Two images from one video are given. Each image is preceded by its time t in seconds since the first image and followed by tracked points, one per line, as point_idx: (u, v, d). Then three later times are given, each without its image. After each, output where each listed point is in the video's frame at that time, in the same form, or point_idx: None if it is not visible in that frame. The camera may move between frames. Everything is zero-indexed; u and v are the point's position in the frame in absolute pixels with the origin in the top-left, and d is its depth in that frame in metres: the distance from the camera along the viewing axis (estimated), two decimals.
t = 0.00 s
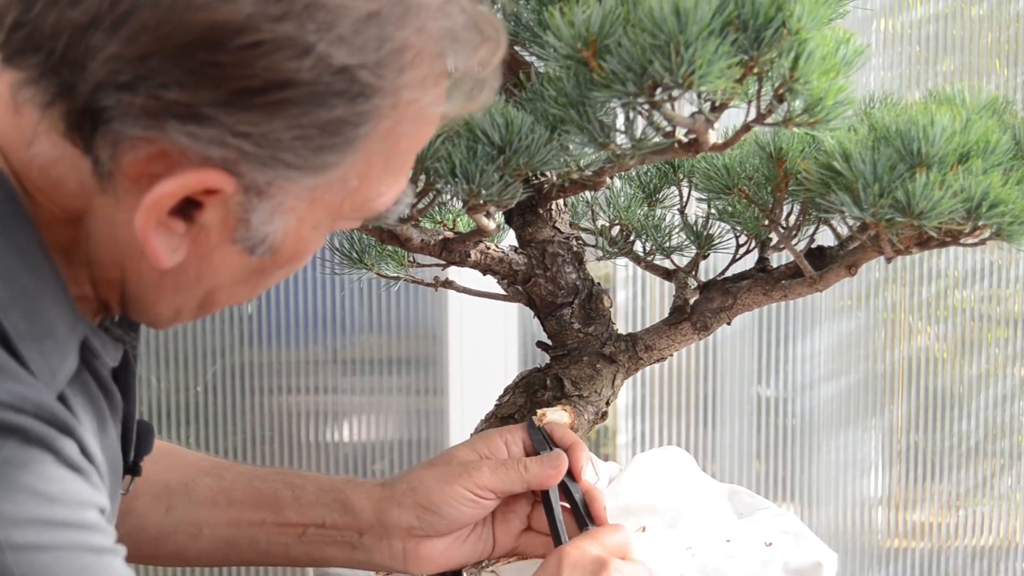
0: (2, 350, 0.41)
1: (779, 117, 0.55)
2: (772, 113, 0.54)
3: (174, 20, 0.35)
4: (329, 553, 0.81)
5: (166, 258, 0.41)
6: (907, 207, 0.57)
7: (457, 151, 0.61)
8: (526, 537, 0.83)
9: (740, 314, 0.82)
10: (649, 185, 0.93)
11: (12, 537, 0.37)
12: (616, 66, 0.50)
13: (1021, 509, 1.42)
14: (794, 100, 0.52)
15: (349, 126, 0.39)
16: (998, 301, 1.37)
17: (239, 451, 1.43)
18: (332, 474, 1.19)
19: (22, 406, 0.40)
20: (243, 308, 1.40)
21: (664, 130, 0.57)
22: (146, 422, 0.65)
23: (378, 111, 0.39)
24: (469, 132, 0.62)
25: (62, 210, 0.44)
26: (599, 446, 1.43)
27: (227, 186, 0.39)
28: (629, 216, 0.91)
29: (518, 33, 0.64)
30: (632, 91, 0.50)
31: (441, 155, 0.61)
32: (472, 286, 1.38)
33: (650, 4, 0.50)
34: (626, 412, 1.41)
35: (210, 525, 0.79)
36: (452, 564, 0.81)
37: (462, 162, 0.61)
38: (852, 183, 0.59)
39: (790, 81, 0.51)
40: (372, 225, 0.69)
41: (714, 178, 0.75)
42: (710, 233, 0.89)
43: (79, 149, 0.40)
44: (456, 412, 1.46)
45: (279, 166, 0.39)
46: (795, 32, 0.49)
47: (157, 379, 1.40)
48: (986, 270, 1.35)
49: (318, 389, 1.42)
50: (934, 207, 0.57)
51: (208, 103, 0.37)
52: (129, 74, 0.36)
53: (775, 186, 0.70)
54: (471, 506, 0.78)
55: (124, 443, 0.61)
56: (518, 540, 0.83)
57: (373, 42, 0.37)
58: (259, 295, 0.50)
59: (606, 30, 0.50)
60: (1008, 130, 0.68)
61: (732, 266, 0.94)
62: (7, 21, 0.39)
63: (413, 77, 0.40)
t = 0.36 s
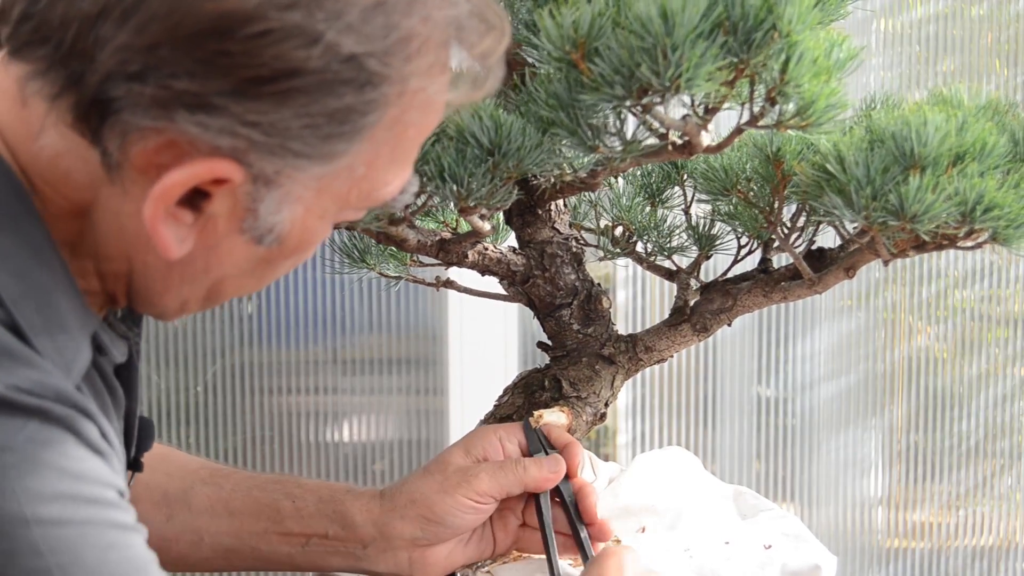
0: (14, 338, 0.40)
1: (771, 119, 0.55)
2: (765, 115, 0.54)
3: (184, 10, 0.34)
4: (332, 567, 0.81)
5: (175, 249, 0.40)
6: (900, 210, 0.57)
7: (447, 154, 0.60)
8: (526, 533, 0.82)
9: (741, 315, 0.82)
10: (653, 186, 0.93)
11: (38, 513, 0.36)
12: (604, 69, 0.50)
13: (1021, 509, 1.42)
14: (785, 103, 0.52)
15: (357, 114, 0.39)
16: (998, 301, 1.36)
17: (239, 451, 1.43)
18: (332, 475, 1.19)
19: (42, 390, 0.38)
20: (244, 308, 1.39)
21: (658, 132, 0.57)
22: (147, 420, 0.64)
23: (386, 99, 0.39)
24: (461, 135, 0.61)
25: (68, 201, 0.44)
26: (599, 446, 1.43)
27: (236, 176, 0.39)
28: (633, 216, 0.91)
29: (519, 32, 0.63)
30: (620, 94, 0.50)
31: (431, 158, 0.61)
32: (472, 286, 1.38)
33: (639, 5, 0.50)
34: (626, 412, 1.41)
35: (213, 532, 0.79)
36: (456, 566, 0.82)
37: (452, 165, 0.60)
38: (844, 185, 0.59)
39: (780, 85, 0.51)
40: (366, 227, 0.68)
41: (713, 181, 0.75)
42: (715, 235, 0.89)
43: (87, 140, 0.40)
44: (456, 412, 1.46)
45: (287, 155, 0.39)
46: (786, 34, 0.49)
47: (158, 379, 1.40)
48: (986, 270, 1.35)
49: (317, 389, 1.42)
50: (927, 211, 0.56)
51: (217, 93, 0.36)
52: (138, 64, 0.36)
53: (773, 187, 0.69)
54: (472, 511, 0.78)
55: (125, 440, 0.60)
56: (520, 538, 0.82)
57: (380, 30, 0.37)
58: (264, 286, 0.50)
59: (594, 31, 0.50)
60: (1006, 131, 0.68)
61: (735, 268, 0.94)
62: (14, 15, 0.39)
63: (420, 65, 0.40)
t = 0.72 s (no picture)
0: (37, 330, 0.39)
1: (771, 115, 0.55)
2: (763, 111, 0.54)
3: None
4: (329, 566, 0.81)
5: (176, 237, 0.40)
6: (898, 206, 0.57)
7: (447, 148, 0.60)
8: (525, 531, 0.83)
9: (740, 314, 0.82)
10: (652, 185, 0.92)
11: (73, 499, 0.36)
12: (605, 64, 0.50)
13: (1021, 509, 1.42)
14: (786, 98, 0.52)
15: (354, 92, 0.39)
16: (998, 301, 1.36)
17: (239, 451, 1.43)
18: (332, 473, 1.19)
19: (70, 381, 0.38)
20: (244, 308, 1.39)
21: (656, 128, 0.57)
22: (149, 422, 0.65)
23: (381, 77, 0.39)
24: (461, 130, 0.61)
25: (71, 198, 0.44)
26: (599, 446, 1.43)
27: (235, 160, 0.38)
28: (632, 215, 0.91)
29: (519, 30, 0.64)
30: (620, 88, 0.50)
31: (431, 153, 0.61)
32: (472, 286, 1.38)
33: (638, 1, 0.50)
34: (626, 411, 1.41)
35: (208, 532, 0.80)
36: (454, 564, 0.82)
37: (452, 159, 0.60)
38: (844, 182, 0.59)
39: (780, 79, 0.51)
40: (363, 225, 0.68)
41: (714, 179, 0.75)
42: (714, 235, 0.89)
43: (87, 132, 0.40)
44: (456, 412, 1.46)
45: (286, 137, 0.39)
46: (784, 29, 0.49)
47: (158, 378, 1.40)
48: (986, 270, 1.35)
49: (317, 389, 1.42)
50: (926, 206, 0.56)
51: (214, 76, 0.36)
52: (135, 50, 0.36)
53: (772, 185, 0.69)
54: (467, 506, 0.78)
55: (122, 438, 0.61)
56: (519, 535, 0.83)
57: (373, 8, 0.37)
58: (267, 274, 0.50)
59: (594, 27, 0.51)
60: (1005, 130, 0.67)
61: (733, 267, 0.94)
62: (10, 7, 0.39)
63: (414, 43, 0.40)
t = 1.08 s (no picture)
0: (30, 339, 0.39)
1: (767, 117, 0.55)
2: (759, 113, 0.54)
3: None
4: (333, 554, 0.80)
5: (178, 227, 0.40)
6: (893, 206, 0.57)
7: (440, 151, 0.60)
8: (535, 537, 0.83)
9: (740, 315, 0.82)
10: (655, 186, 0.93)
11: (56, 525, 0.36)
12: (597, 64, 0.50)
13: (1021, 509, 1.42)
14: (780, 99, 0.52)
15: (355, 79, 0.39)
16: (998, 301, 1.36)
17: (239, 451, 1.43)
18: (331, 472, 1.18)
19: (59, 396, 0.38)
20: (244, 308, 1.39)
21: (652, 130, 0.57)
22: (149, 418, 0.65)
23: (381, 62, 0.39)
24: (456, 133, 0.61)
25: (70, 194, 0.44)
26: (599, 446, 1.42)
27: (238, 150, 0.38)
28: (633, 216, 0.91)
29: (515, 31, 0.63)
30: (612, 89, 0.50)
31: (425, 155, 0.61)
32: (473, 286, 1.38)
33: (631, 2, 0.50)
34: (626, 411, 1.41)
35: (214, 525, 0.79)
36: (454, 561, 0.81)
37: (445, 162, 0.60)
38: (837, 182, 0.59)
39: (774, 80, 0.51)
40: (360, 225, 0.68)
41: (713, 179, 0.75)
42: (716, 236, 0.89)
43: (88, 123, 0.40)
44: (456, 412, 1.46)
45: (287, 124, 0.39)
46: (777, 30, 0.48)
47: (157, 377, 1.40)
48: (986, 270, 1.35)
49: (317, 389, 1.42)
50: (920, 207, 0.56)
51: (215, 65, 0.36)
52: (136, 41, 0.36)
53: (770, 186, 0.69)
54: (476, 500, 0.78)
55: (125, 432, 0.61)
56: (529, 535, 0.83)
57: None
58: (268, 265, 0.50)
59: (586, 27, 0.50)
60: (1004, 132, 0.67)
61: (734, 269, 0.93)
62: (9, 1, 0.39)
63: (413, 28, 0.40)
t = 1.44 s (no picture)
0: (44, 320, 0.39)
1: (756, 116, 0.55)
2: (748, 113, 0.54)
3: None
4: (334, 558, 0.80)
5: (184, 214, 0.40)
6: (883, 207, 0.57)
7: (425, 150, 0.60)
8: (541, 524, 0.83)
9: (739, 315, 0.81)
10: (659, 185, 0.92)
11: (86, 484, 0.36)
12: (579, 65, 0.50)
13: (1021, 509, 1.41)
14: (766, 99, 0.51)
15: (355, 61, 0.39)
16: (998, 301, 1.36)
17: (239, 451, 1.43)
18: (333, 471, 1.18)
19: (79, 372, 0.38)
20: (244, 308, 1.39)
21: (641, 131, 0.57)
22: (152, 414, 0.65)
23: (380, 44, 0.40)
24: (442, 133, 0.60)
25: (71, 186, 0.43)
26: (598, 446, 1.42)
27: (241, 135, 0.38)
28: (637, 211, 0.90)
29: (506, 32, 0.62)
30: (595, 89, 0.50)
31: (410, 154, 0.60)
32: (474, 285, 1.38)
33: None
34: (626, 411, 1.41)
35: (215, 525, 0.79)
36: (461, 558, 0.80)
37: (429, 162, 0.59)
38: (826, 184, 0.59)
39: (758, 77, 0.50)
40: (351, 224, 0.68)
41: (708, 179, 0.75)
42: (718, 236, 0.89)
43: (90, 113, 0.40)
44: (455, 411, 1.45)
45: (291, 109, 0.39)
46: (761, 29, 0.48)
47: (157, 378, 1.39)
48: (987, 270, 1.35)
49: (317, 390, 1.42)
50: (909, 207, 0.56)
51: (219, 51, 0.36)
52: (139, 30, 0.36)
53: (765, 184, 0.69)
54: (479, 494, 0.78)
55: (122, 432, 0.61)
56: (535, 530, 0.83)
57: None
58: (269, 250, 0.50)
59: (570, 28, 0.50)
60: (1002, 135, 0.67)
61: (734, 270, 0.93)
62: None
63: (411, 10, 0.40)
